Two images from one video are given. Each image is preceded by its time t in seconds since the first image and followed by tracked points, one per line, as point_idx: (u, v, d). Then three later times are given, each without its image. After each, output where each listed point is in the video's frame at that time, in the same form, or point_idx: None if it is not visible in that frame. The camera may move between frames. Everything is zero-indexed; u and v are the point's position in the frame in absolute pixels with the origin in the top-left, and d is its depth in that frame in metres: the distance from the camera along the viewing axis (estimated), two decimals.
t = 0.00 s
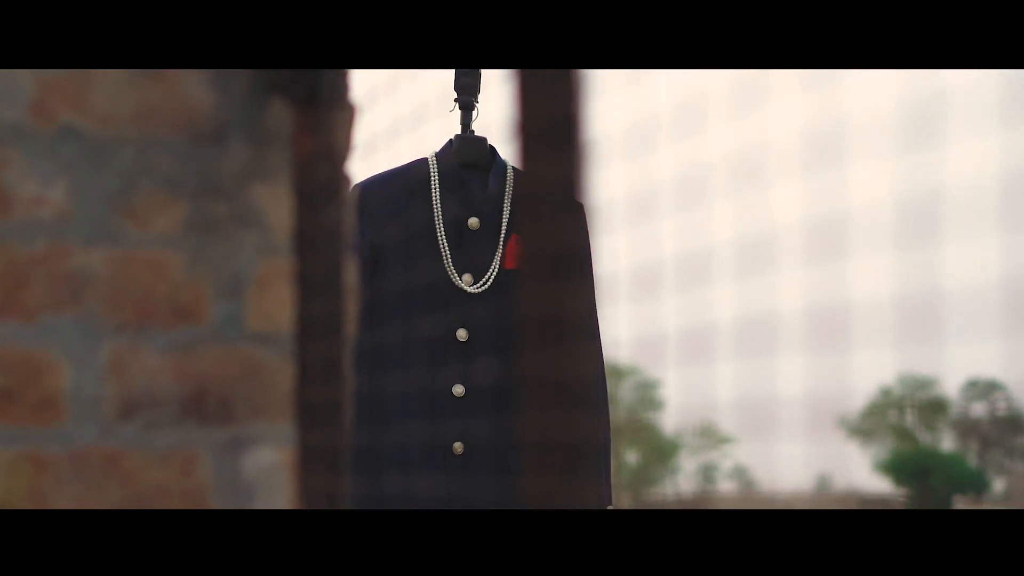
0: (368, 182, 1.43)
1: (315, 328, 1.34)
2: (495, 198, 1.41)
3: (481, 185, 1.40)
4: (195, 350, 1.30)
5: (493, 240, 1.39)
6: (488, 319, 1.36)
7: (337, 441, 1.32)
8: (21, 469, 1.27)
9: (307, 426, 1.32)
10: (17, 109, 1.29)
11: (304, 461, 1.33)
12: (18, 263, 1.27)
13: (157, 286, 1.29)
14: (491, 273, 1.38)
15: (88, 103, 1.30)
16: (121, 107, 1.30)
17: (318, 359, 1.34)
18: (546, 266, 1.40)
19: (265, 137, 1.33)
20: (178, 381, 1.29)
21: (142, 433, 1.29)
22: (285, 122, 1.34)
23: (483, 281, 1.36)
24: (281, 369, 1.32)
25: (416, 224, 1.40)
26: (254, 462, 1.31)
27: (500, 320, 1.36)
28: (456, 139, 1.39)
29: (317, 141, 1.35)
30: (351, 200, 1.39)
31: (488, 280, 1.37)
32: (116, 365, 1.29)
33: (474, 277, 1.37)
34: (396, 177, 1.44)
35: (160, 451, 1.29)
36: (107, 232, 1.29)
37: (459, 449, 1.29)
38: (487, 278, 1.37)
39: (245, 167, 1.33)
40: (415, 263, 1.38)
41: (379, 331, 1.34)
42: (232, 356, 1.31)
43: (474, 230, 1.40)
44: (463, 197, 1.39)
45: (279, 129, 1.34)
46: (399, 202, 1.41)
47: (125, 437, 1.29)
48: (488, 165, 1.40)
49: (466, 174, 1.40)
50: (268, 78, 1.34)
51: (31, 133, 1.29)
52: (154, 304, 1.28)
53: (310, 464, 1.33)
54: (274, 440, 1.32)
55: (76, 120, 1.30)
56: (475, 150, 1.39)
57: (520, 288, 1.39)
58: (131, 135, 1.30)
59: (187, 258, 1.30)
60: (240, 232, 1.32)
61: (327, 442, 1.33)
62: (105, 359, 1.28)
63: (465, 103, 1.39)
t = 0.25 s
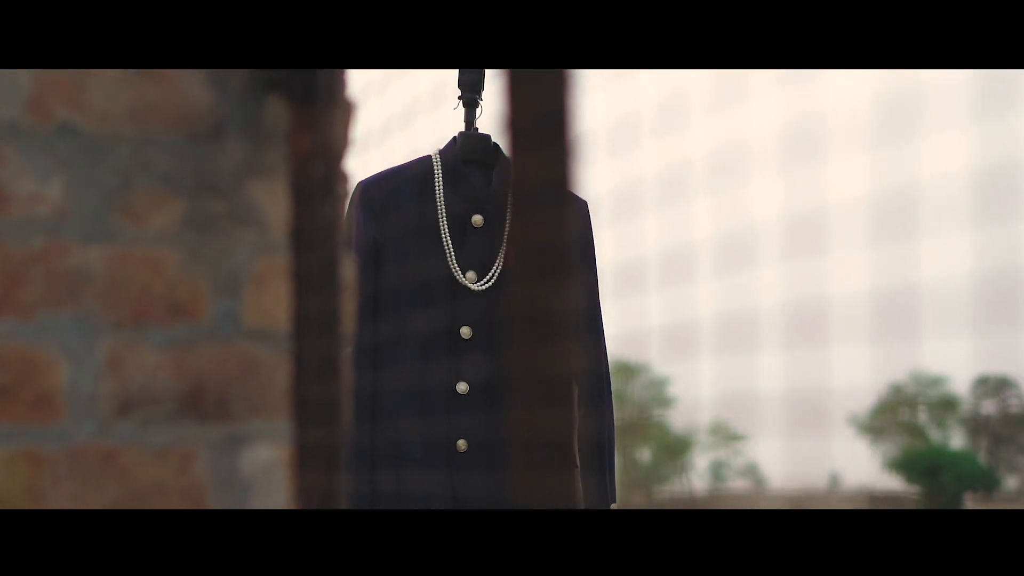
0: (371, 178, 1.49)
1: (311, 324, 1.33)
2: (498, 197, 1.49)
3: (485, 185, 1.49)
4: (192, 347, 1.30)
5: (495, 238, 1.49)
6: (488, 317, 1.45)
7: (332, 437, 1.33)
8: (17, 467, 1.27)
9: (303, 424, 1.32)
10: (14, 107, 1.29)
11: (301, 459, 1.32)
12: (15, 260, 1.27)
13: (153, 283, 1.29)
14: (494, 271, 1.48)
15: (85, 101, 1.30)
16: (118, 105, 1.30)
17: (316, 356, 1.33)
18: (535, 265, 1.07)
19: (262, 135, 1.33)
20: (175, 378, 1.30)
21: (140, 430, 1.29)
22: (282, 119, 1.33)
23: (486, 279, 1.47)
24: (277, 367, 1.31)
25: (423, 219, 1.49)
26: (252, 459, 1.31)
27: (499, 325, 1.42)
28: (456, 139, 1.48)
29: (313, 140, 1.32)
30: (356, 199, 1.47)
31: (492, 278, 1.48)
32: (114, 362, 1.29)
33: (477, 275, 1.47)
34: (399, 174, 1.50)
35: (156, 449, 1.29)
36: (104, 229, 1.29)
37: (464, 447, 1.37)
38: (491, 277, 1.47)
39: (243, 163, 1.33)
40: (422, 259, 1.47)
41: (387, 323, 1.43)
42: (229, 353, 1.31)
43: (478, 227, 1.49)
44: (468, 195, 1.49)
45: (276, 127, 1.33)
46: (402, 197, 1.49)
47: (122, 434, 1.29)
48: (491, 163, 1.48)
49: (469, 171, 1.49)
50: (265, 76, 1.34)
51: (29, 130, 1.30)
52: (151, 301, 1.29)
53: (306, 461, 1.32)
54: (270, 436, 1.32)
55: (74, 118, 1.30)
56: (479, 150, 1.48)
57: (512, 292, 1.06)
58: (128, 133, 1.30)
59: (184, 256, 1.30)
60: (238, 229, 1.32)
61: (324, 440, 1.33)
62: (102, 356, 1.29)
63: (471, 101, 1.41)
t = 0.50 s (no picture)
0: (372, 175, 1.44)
1: (307, 320, 1.35)
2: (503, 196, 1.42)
3: (490, 183, 1.41)
4: (191, 345, 1.30)
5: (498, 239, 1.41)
6: (490, 313, 1.39)
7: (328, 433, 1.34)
8: (16, 464, 1.27)
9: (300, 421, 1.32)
10: (11, 104, 1.29)
11: (298, 455, 1.33)
12: (12, 258, 1.27)
13: (151, 282, 1.29)
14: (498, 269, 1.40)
15: (82, 99, 1.30)
16: (116, 103, 1.30)
17: (310, 350, 1.34)
18: (528, 259, 0.94)
19: (260, 132, 1.33)
20: (172, 375, 1.30)
21: (138, 427, 1.29)
22: (278, 117, 1.34)
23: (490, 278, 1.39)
24: (274, 363, 1.32)
25: (425, 217, 1.42)
26: (250, 456, 1.31)
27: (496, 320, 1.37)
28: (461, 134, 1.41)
29: (305, 139, 1.35)
30: (358, 195, 1.42)
31: (495, 277, 1.40)
32: (111, 359, 1.29)
33: (481, 274, 1.40)
34: (404, 171, 1.44)
35: (155, 445, 1.29)
36: (101, 227, 1.29)
37: (467, 444, 1.33)
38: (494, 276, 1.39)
39: (241, 161, 1.33)
40: (422, 255, 1.41)
41: (390, 319, 1.38)
42: (227, 350, 1.31)
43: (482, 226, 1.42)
44: (472, 194, 1.42)
45: (272, 125, 1.34)
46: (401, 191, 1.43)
47: (120, 432, 1.29)
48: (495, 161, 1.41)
49: (473, 169, 1.42)
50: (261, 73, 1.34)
51: (26, 128, 1.30)
52: (149, 299, 1.29)
53: (303, 458, 1.33)
54: (268, 434, 1.32)
55: (71, 115, 1.30)
56: (484, 146, 1.40)
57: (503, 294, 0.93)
58: (125, 130, 1.30)
59: (181, 252, 1.30)
60: (235, 226, 1.32)
61: (320, 437, 1.34)
62: (99, 353, 1.29)
63: (475, 100, 1.37)
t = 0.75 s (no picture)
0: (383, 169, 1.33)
1: (301, 317, 1.36)
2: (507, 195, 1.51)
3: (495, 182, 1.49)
4: (189, 343, 1.30)
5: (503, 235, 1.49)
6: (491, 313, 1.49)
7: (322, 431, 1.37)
8: (14, 462, 1.27)
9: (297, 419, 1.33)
10: (9, 103, 1.29)
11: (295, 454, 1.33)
12: (10, 256, 1.27)
13: (150, 280, 1.28)
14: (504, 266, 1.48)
15: (80, 97, 1.30)
16: (115, 101, 1.30)
17: (306, 348, 1.35)
18: (512, 254, 0.78)
19: (258, 130, 1.33)
20: (171, 373, 1.30)
21: (136, 425, 1.29)
22: (275, 116, 1.34)
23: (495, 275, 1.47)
24: (272, 360, 1.32)
25: (432, 211, 1.51)
26: (248, 454, 1.31)
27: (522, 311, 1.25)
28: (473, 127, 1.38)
29: (302, 137, 1.36)
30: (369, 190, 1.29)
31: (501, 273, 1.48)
32: (109, 357, 1.29)
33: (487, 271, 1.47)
34: (409, 168, 1.53)
35: (153, 443, 1.29)
36: (99, 225, 1.29)
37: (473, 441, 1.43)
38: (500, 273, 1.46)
39: (239, 160, 1.33)
40: (428, 248, 1.50)
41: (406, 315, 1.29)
42: (225, 348, 1.31)
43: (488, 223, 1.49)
44: (478, 192, 1.49)
45: (269, 123, 1.34)
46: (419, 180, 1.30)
47: (118, 430, 1.29)
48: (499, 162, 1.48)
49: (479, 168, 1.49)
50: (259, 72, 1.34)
51: (24, 126, 1.29)
52: (147, 296, 1.28)
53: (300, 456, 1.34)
54: (265, 432, 1.32)
55: (69, 114, 1.30)
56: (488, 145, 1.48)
57: (494, 297, 0.80)
58: (123, 128, 1.30)
59: (180, 250, 1.30)
60: (234, 224, 1.32)
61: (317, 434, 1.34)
62: (98, 351, 1.28)
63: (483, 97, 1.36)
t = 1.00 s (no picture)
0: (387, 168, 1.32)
1: (299, 315, 1.34)
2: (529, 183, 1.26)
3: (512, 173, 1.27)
4: (188, 340, 1.30)
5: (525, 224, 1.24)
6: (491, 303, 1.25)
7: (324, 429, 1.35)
8: (12, 458, 1.27)
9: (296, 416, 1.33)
10: (6, 99, 1.29)
11: (294, 451, 1.33)
12: (8, 253, 1.27)
13: (148, 277, 1.29)
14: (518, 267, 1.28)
15: (78, 94, 1.30)
16: (112, 98, 1.30)
17: (305, 346, 1.34)
18: (506, 251, 0.66)
19: (256, 127, 1.34)
20: (169, 370, 1.30)
21: (134, 422, 1.29)
22: (273, 113, 1.34)
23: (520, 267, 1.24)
24: (270, 357, 1.32)
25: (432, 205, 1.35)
26: (247, 451, 1.32)
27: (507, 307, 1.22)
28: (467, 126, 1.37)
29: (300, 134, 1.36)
30: (368, 190, 1.29)
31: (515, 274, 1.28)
32: (107, 354, 1.29)
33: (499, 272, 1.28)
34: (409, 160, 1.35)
35: (152, 441, 1.29)
36: (98, 222, 1.29)
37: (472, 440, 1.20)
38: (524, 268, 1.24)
39: (236, 157, 1.33)
40: (429, 243, 1.26)
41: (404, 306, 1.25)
42: (223, 345, 1.31)
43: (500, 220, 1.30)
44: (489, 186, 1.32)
45: (267, 120, 1.34)
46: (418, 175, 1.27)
47: (116, 427, 1.29)
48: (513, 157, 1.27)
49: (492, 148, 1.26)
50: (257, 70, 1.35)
51: (22, 123, 1.29)
52: (145, 293, 1.29)
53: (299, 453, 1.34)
54: (263, 429, 1.33)
55: (67, 111, 1.30)
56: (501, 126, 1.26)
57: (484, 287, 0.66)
58: (122, 126, 1.30)
59: (177, 247, 1.30)
60: (232, 222, 1.32)
61: (315, 431, 1.35)
62: (96, 348, 1.29)
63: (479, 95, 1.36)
